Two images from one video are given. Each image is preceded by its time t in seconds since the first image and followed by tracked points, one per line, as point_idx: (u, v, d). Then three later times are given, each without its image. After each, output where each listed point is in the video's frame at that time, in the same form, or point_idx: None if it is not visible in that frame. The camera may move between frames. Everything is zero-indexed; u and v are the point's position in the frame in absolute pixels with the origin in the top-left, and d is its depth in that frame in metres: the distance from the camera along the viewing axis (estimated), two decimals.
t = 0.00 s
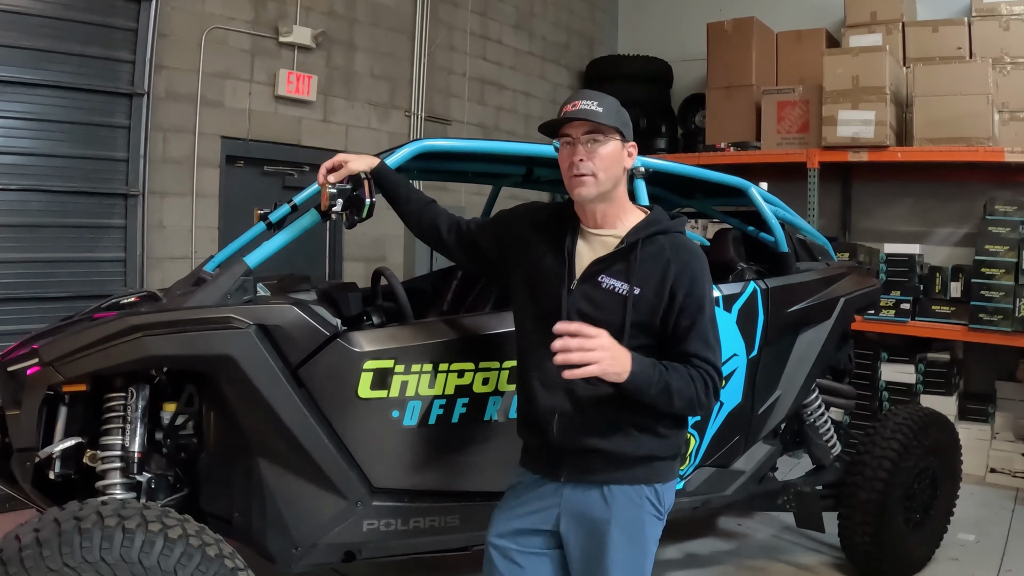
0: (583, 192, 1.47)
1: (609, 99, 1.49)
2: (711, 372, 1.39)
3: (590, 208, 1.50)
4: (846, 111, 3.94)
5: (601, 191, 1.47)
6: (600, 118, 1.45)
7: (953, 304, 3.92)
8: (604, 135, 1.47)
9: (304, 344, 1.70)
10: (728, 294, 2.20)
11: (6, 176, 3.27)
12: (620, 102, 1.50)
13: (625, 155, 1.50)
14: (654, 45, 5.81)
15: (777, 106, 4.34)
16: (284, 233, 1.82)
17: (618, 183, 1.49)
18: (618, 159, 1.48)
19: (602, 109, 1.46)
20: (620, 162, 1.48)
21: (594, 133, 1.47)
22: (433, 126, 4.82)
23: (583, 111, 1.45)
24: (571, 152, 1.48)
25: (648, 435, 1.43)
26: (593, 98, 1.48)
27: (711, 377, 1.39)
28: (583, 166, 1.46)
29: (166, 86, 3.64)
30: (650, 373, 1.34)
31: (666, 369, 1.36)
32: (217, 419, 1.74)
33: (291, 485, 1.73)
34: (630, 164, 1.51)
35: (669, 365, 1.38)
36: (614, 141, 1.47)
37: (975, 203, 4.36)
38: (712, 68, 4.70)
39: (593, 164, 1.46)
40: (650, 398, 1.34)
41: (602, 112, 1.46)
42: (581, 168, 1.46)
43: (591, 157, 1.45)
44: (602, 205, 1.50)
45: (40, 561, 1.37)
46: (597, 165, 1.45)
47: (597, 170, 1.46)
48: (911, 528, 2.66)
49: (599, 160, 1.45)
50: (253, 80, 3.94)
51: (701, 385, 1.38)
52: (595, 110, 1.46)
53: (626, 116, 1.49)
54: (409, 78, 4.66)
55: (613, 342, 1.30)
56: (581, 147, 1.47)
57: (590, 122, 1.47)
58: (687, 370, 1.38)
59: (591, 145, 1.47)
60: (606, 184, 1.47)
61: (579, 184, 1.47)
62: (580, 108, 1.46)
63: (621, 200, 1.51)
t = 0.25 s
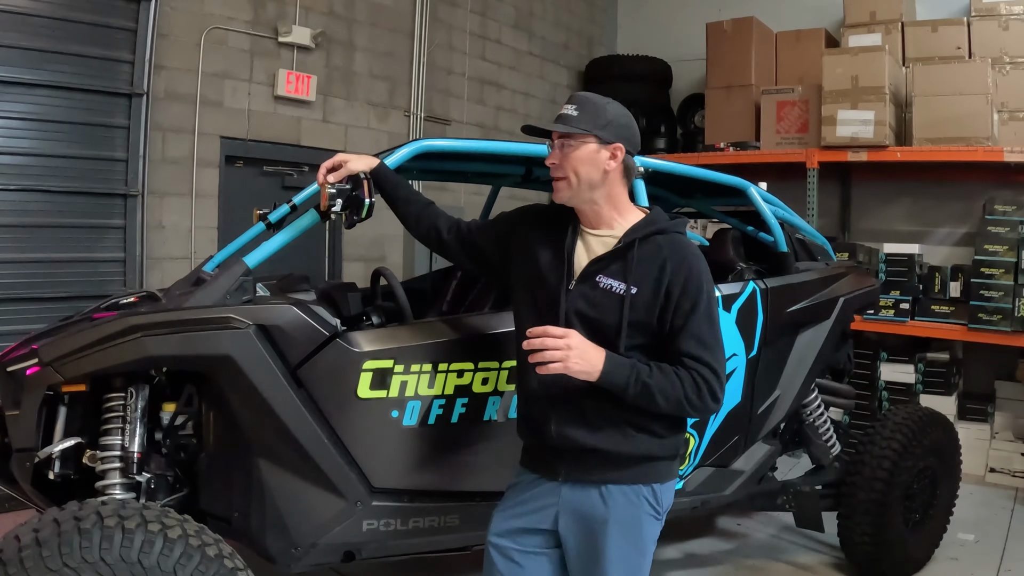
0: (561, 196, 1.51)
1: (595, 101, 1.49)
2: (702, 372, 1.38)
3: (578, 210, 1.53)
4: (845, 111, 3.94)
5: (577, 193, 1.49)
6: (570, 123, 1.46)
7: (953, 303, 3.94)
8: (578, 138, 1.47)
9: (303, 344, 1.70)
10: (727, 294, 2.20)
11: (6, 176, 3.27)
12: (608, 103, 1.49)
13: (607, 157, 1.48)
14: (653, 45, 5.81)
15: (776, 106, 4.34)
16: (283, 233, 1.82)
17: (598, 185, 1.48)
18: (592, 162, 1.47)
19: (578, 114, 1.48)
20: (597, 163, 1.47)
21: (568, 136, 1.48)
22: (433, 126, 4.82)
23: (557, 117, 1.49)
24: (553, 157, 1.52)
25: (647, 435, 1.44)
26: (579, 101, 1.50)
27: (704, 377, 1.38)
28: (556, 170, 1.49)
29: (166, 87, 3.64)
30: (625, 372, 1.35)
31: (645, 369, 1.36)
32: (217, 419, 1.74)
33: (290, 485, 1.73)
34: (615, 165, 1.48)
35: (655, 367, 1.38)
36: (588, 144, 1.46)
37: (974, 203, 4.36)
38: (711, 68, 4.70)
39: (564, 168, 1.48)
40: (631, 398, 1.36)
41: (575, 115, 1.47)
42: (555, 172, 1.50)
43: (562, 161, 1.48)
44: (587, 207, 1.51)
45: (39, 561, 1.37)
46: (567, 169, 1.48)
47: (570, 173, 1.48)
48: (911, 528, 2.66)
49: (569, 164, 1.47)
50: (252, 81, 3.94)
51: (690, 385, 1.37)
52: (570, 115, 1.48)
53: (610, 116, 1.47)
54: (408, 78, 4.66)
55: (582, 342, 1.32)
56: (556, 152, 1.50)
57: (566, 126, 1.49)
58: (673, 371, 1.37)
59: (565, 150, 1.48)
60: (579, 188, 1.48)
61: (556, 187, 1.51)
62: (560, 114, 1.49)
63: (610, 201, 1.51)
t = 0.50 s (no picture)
0: (554, 196, 1.53)
1: (587, 101, 1.50)
2: (693, 372, 1.37)
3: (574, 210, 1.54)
4: (845, 110, 3.94)
5: (567, 192, 1.50)
6: (558, 123, 1.49)
7: (952, 303, 3.92)
8: (566, 138, 1.49)
9: (303, 345, 1.70)
10: (727, 293, 2.20)
11: (5, 176, 3.27)
12: (599, 102, 1.50)
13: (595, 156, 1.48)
14: (652, 45, 5.81)
15: (776, 105, 4.34)
16: (282, 233, 1.81)
17: (587, 184, 1.49)
18: (579, 161, 1.48)
19: (567, 114, 1.50)
20: (586, 162, 1.48)
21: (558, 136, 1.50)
22: (432, 126, 4.82)
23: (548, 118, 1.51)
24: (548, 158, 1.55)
25: (645, 435, 1.44)
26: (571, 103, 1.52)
27: (695, 376, 1.37)
28: (548, 171, 1.52)
29: (165, 86, 3.64)
30: (613, 373, 1.36)
31: (634, 370, 1.37)
32: (217, 419, 1.74)
33: (290, 485, 1.73)
34: (603, 163, 1.48)
35: (646, 367, 1.38)
36: (575, 143, 1.48)
37: (973, 202, 4.36)
38: (710, 68, 4.70)
39: (554, 168, 1.50)
40: (619, 398, 1.37)
41: (565, 115, 1.49)
42: (547, 172, 1.52)
43: (552, 160, 1.50)
44: (580, 206, 1.52)
45: (39, 561, 1.37)
46: (556, 169, 1.50)
47: (558, 173, 1.50)
48: (910, 527, 2.66)
49: (558, 164, 1.49)
50: (251, 80, 3.93)
51: (681, 385, 1.37)
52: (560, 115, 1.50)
53: (599, 115, 1.47)
54: (407, 77, 4.66)
55: (567, 343, 1.35)
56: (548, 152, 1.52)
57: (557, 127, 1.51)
58: (663, 371, 1.37)
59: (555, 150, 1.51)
60: (569, 187, 1.49)
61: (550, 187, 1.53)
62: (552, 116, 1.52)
63: (603, 200, 1.50)
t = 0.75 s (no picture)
0: (552, 196, 1.53)
1: (584, 101, 1.51)
2: (689, 371, 1.37)
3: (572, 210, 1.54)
4: (844, 110, 3.94)
5: (565, 192, 1.50)
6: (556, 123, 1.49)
7: (951, 302, 3.91)
8: (563, 137, 1.49)
9: (301, 344, 1.70)
10: (726, 293, 2.20)
11: (5, 176, 3.27)
12: (595, 102, 1.50)
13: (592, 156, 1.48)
14: (651, 44, 5.81)
15: (775, 105, 4.34)
16: (281, 233, 1.81)
17: (584, 184, 1.49)
18: (576, 160, 1.48)
19: (565, 113, 1.50)
20: (584, 161, 1.47)
21: (556, 136, 1.51)
22: (431, 125, 4.82)
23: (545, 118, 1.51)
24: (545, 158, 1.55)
25: (644, 435, 1.44)
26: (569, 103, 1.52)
27: (691, 376, 1.37)
28: (546, 171, 1.52)
29: (165, 86, 3.64)
30: (609, 373, 1.36)
31: (630, 369, 1.37)
32: (216, 419, 1.74)
33: (289, 484, 1.73)
34: (600, 163, 1.48)
35: (643, 365, 1.38)
36: (572, 143, 1.48)
37: (973, 202, 4.36)
38: (710, 68, 4.70)
39: (552, 168, 1.50)
40: (615, 398, 1.37)
41: (562, 115, 1.49)
42: (545, 172, 1.52)
43: (550, 160, 1.50)
44: (578, 206, 1.52)
45: (39, 561, 1.36)
46: (554, 169, 1.50)
47: (556, 173, 1.49)
48: (910, 527, 2.66)
49: (556, 163, 1.49)
50: (251, 80, 3.93)
51: (676, 384, 1.36)
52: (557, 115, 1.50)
53: (595, 115, 1.48)
54: (407, 77, 4.66)
55: (562, 343, 1.35)
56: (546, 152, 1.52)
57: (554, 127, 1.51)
58: (660, 370, 1.37)
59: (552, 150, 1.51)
60: (567, 187, 1.49)
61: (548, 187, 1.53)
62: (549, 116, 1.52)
63: (600, 199, 1.50)
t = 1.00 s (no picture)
0: (559, 192, 1.50)
1: (592, 99, 1.50)
2: (689, 369, 1.36)
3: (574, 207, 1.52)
4: (843, 109, 3.94)
5: (576, 189, 1.48)
6: (570, 118, 1.47)
7: (951, 302, 3.91)
8: (576, 134, 1.47)
9: (300, 344, 1.70)
10: (725, 292, 2.20)
11: (4, 176, 3.27)
12: (603, 100, 1.50)
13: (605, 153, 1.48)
14: (651, 44, 5.81)
15: (774, 105, 4.35)
16: (280, 232, 1.81)
17: (595, 182, 1.48)
18: (590, 157, 1.47)
19: (576, 110, 1.48)
20: (600, 157, 1.47)
21: (567, 132, 1.48)
22: (431, 125, 4.82)
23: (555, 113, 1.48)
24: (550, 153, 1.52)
25: (642, 435, 1.43)
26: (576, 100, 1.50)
27: (691, 375, 1.37)
28: (555, 167, 1.49)
29: (164, 86, 3.64)
30: (609, 371, 1.36)
31: (630, 368, 1.37)
32: (216, 419, 1.74)
33: (288, 484, 1.73)
34: (613, 161, 1.48)
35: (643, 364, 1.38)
36: (588, 139, 1.47)
37: (972, 201, 4.36)
38: (709, 67, 4.70)
39: (563, 164, 1.48)
40: (615, 396, 1.36)
41: (574, 111, 1.47)
42: (554, 167, 1.49)
43: (561, 156, 1.48)
44: (584, 204, 1.51)
45: (38, 560, 1.36)
46: (566, 165, 1.47)
47: (569, 169, 1.47)
48: (909, 527, 2.66)
49: (569, 159, 1.47)
50: (250, 80, 3.93)
51: (676, 382, 1.36)
52: (568, 111, 1.48)
53: (607, 112, 1.48)
54: (406, 77, 4.66)
55: (562, 341, 1.35)
56: (554, 147, 1.50)
57: (564, 123, 1.49)
58: (660, 369, 1.37)
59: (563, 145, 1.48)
60: (580, 184, 1.48)
61: (555, 183, 1.51)
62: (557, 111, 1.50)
63: (606, 198, 1.51)
